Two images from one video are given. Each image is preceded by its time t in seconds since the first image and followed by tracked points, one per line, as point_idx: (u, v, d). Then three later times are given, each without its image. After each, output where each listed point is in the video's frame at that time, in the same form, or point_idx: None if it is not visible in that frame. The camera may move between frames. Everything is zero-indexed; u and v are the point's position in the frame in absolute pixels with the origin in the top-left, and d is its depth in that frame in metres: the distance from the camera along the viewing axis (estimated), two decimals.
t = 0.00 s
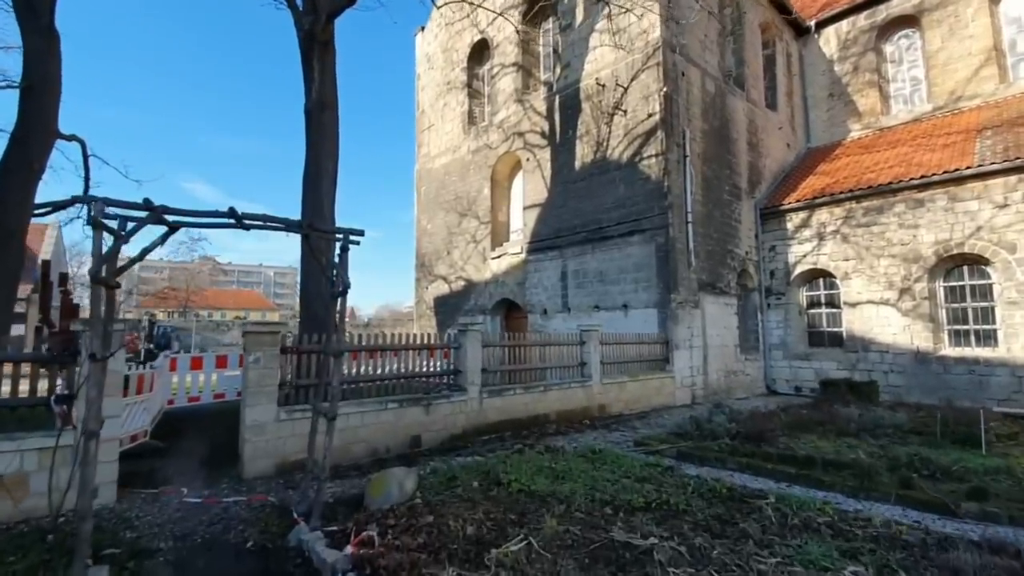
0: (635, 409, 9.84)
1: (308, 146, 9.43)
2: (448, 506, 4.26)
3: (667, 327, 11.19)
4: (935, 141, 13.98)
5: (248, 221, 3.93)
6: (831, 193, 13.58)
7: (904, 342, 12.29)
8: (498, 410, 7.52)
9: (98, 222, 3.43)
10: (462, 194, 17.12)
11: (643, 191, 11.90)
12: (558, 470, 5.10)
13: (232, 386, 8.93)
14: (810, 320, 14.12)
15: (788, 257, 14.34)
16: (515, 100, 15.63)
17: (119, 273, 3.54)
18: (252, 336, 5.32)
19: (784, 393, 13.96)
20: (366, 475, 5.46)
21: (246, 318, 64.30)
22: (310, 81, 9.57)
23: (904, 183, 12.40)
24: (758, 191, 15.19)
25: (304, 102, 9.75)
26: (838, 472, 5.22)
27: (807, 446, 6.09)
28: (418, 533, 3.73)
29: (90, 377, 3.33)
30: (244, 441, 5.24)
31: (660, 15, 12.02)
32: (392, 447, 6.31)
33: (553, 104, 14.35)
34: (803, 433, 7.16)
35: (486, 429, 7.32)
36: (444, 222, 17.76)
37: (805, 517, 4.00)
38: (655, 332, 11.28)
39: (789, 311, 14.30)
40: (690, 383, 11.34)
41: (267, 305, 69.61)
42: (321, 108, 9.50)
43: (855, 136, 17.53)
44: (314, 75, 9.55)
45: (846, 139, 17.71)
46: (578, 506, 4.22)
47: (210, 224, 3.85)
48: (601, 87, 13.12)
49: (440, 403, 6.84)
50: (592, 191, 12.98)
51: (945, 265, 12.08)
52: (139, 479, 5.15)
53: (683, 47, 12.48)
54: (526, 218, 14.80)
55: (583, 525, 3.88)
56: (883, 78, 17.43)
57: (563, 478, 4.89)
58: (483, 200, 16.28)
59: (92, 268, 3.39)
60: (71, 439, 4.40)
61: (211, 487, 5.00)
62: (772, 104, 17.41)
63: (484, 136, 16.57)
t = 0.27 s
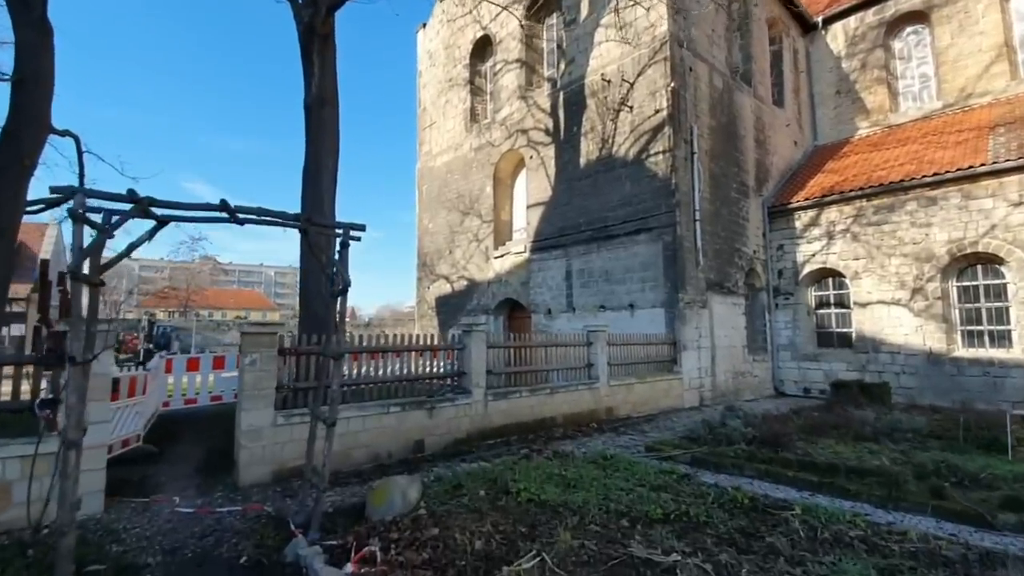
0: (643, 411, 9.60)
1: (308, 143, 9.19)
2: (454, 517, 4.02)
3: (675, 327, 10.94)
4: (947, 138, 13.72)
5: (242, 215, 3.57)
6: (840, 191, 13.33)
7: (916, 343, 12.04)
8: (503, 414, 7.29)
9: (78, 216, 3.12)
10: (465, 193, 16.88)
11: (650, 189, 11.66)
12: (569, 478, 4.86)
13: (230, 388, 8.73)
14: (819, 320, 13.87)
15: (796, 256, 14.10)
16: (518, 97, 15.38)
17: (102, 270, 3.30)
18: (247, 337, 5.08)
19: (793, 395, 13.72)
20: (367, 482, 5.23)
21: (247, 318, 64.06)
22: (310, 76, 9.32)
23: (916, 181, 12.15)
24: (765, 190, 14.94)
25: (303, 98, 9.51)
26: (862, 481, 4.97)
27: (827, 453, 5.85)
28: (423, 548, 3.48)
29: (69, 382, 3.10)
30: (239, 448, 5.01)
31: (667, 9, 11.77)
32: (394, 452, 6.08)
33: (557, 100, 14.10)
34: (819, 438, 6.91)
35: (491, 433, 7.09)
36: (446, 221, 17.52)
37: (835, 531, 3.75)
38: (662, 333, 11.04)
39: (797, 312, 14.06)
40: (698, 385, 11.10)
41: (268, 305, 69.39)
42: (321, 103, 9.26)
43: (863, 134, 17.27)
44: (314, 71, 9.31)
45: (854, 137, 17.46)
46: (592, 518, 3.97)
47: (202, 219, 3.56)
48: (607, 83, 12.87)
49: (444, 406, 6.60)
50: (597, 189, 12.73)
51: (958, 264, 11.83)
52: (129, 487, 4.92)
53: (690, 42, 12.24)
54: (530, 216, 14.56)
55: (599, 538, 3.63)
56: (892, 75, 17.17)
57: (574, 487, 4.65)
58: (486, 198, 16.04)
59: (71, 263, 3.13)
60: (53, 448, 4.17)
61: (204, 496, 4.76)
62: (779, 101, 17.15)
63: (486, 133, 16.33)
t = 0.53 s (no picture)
0: (653, 412, 9.34)
1: (308, 135, 8.93)
2: (462, 525, 3.76)
3: (684, 325, 10.67)
4: (960, 133, 13.43)
5: (234, 200, 3.17)
6: (851, 187, 13.05)
7: (930, 342, 11.76)
8: (510, 414, 7.02)
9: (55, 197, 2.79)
10: (467, 189, 16.62)
11: (658, 184, 11.40)
12: (583, 482, 4.59)
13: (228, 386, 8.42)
14: (829, 319, 13.59)
15: (806, 253, 13.83)
16: (522, 92, 15.12)
17: (83, 259, 3.02)
18: (242, 333, 4.82)
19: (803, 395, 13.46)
20: (369, 486, 4.97)
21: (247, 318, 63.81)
22: (310, 67, 9.05)
23: (929, 176, 11.86)
24: (774, 186, 14.67)
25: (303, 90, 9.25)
26: (893, 487, 4.69)
27: (851, 456, 5.57)
28: (430, 560, 3.23)
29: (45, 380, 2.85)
30: (234, 450, 4.75)
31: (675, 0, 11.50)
32: (397, 454, 5.82)
33: (561, 95, 13.83)
34: (839, 439, 6.63)
35: (498, 435, 6.82)
36: (448, 218, 17.26)
37: (873, 541, 3.48)
38: (671, 331, 10.78)
39: (807, 310, 13.78)
40: (708, 385, 10.83)
41: (268, 304, 69.15)
42: (321, 95, 9.00)
43: (872, 130, 16.98)
44: (313, 62, 9.04)
45: (863, 132, 17.18)
46: (611, 526, 3.71)
47: (192, 207, 3.23)
48: (613, 76, 12.60)
49: (449, 406, 6.34)
50: (603, 185, 12.47)
51: (973, 260, 11.54)
52: (118, 492, 4.65)
53: (698, 33, 11.97)
54: (534, 213, 14.30)
55: (619, 549, 3.37)
56: (901, 69, 16.89)
57: (589, 492, 4.38)
58: (489, 195, 15.78)
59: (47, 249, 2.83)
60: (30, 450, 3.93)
61: (197, 501, 4.51)
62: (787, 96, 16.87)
63: (489, 129, 16.07)
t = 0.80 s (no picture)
0: (662, 415, 9.05)
1: (306, 130, 8.65)
2: (470, 544, 3.46)
3: (693, 326, 10.38)
4: (974, 128, 13.11)
5: (222, 189, 2.85)
6: (864, 184, 12.75)
7: (945, 343, 11.44)
8: (517, 418, 6.73)
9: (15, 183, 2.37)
10: (470, 187, 16.35)
11: (666, 181, 11.11)
12: (597, 494, 4.29)
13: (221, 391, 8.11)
14: (840, 319, 13.29)
15: (816, 252, 13.53)
16: (526, 87, 14.83)
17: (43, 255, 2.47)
18: (235, 335, 4.55)
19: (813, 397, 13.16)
20: (369, 497, 4.68)
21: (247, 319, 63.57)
22: (309, 60, 8.77)
23: (944, 172, 11.55)
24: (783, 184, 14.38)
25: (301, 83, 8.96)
26: (928, 499, 4.39)
27: (878, 466, 5.26)
28: None
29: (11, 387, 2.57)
30: (226, 459, 4.47)
31: None
32: (399, 462, 5.54)
33: (566, 90, 13.55)
34: (861, 446, 6.33)
35: (504, 440, 6.54)
36: (450, 216, 16.99)
37: (919, 563, 3.18)
38: (680, 331, 10.49)
39: (818, 310, 13.48)
40: (718, 387, 10.54)
41: (269, 305, 68.92)
42: (320, 88, 8.71)
43: (882, 126, 16.66)
44: (312, 54, 8.76)
45: (872, 129, 16.86)
46: (631, 545, 3.41)
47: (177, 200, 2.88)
48: (620, 70, 12.31)
49: (453, 410, 6.05)
50: (609, 182, 12.17)
51: (989, 259, 11.22)
52: (103, 505, 4.37)
53: (707, 26, 11.67)
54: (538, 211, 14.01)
55: (642, 572, 3.08)
56: (912, 65, 16.57)
57: (604, 505, 4.10)
58: (492, 193, 15.49)
59: (8, 242, 2.39)
60: None
61: (187, 514, 4.23)
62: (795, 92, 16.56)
63: (492, 125, 15.78)
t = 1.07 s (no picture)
0: (676, 417, 8.79)
1: (311, 124, 8.42)
2: (487, 560, 3.21)
3: (706, 326, 10.12)
4: (991, 124, 12.81)
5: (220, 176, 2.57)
6: (879, 181, 12.47)
7: (963, 344, 11.14)
8: (528, 422, 6.48)
9: None
10: (475, 185, 16.11)
11: (677, 178, 10.85)
12: (620, 504, 4.04)
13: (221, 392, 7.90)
14: (853, 319, 13.01)
15: (829, 250, 13.25)
16: (532, 83, 14.59)
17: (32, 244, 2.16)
18: (235, 334, 4.31)
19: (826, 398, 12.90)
20: (377, 506, 4.45)
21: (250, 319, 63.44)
22: (313, 53, 8.54)
23: (962, 168, 11.25)
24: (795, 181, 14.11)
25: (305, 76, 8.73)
26: (970, 509, 4.13)
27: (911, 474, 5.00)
28: None
29: None
30: (227, 466, 4.24)
31: None
32: (407, 468, 5.29)
33: (574, 86, 13.30)
34: (888, 451, 6.06)
35: (515, 444, 6.29)
36: (455, 215, 16.76)
37: None
38: (692, 332, 10.23)
39: (831, 309, 13.19)
40: (732, 388, 10.29)
41: (272, 305, 68.79)
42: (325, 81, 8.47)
43: (894, 123, 16.36)
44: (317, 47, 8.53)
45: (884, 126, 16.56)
46: (662, 561, 3.17)
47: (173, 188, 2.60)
48: (629, 65, 12.06)
49: (463, 414, 5.81)
50: (619, 179, 11.92)
51: (1009, 257, 10.91)
52: (97, 515, 4.13)
53: (719, 19, 11.41)
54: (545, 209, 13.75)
55: None
56: (924, 61, 16.27)
57: (627, 515, 3.85)
58: (497, 191, 15.25)
59: None
60: None
61: (185, 524, 4.00)
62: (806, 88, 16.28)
63: (498, 123, 15.54)
